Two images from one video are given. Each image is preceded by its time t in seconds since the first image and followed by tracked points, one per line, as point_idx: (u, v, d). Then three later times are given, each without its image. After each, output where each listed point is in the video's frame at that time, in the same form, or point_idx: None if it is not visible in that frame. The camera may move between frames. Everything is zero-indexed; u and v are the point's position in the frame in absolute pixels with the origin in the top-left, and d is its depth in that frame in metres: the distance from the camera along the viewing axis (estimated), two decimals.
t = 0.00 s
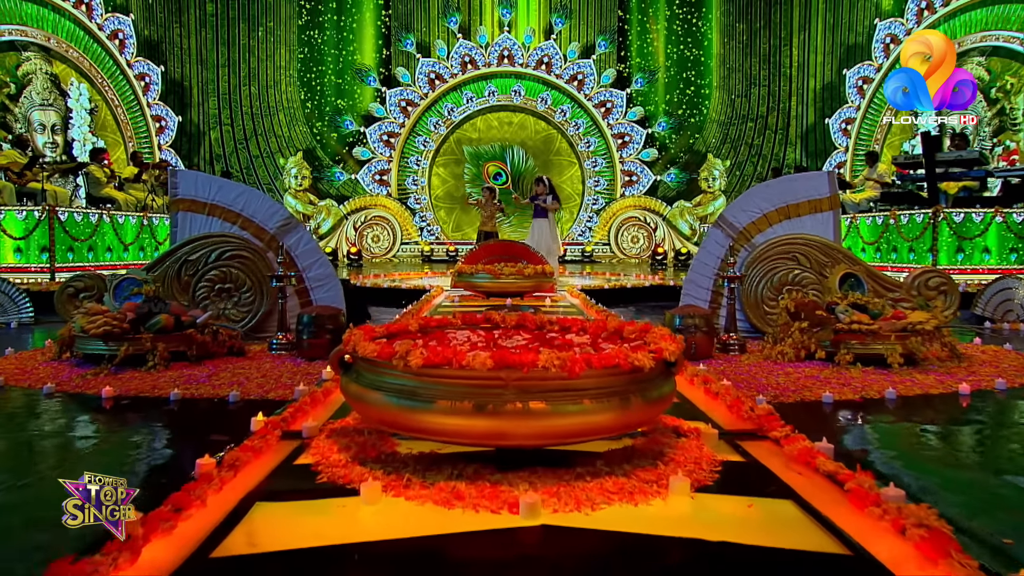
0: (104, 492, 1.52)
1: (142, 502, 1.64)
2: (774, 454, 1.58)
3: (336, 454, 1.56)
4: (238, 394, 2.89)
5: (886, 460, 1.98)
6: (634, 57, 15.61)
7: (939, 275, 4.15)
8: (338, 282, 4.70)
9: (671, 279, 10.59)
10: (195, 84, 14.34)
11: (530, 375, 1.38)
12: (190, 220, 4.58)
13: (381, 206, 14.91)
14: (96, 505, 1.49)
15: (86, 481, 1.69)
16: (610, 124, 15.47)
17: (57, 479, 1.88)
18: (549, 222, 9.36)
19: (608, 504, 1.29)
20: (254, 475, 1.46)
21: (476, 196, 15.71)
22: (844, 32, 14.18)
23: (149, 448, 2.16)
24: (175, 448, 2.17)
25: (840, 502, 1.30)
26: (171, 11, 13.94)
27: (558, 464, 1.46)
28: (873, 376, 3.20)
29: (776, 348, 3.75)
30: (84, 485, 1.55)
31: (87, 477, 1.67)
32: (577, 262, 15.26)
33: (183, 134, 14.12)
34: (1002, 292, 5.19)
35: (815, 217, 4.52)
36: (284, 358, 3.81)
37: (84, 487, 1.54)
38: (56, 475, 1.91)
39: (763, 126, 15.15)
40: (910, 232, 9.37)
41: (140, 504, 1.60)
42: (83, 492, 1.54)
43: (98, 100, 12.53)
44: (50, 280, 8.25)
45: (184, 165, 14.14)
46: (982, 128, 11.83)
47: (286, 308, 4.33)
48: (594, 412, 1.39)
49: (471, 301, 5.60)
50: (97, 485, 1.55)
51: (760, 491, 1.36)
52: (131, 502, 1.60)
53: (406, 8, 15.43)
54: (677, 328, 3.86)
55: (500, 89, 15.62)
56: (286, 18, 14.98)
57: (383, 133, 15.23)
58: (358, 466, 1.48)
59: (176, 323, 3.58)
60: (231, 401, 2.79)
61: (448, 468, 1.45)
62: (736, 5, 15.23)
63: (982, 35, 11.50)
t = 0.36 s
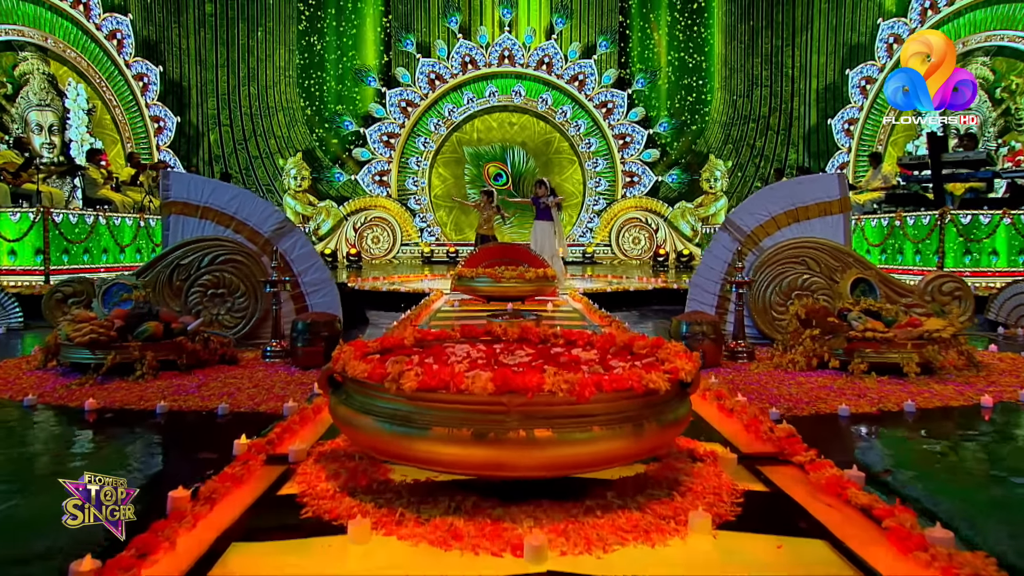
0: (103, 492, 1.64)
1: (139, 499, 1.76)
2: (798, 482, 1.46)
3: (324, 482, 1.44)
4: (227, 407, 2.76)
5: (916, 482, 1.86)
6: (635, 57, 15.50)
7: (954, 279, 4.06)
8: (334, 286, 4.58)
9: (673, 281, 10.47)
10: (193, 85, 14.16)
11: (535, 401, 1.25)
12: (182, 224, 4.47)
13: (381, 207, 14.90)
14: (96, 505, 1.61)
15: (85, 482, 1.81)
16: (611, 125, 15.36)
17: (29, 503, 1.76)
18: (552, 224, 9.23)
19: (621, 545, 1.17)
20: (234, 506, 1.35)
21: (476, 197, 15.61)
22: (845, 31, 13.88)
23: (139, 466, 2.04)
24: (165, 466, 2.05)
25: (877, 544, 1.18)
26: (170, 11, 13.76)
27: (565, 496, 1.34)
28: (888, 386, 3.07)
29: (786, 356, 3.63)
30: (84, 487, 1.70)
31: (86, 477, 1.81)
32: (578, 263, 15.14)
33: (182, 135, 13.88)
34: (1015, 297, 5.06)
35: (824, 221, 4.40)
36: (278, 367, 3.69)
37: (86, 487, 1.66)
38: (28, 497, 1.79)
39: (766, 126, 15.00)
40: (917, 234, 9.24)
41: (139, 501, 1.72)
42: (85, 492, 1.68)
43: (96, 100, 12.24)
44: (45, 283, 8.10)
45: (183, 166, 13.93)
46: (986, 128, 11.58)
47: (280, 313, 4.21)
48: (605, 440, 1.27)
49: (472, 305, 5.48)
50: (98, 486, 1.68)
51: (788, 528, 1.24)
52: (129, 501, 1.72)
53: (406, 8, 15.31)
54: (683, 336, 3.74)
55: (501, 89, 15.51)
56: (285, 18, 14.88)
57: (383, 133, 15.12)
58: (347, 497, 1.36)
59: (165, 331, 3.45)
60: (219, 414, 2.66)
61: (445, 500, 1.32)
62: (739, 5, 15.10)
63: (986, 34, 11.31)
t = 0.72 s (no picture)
0: (104, 493, 1.77)
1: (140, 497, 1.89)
2: (826, 516, 1.35)
3: (310, 517, 1.33)
4: (215, 421, 2.63)
5: (944, 507, 1.75)
6: (635, 58, 15.39)
7: (968, 285, 3.95)
8: (330, 292, 4.46)
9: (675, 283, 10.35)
10: (191, 86, 14.01)
11: (540, 433, 1.13)
12: (174, 228, 4.35)
13: (380, 208, 14.73)
14: (97, 503, 1.74)
15: (86, 484, 1.92)
16: (612, 126, 15.25)
17: None
18: (550, 226, 9.10)
19: None
20: (211, 545, 1.24)
21: (476, 198, 15.50)
22: (844, 31, 13.65)
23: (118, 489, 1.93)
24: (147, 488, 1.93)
25: None
26: (168, 11, 13.58)
27: (574, 535, 1.23)
28: (905, 398, 2.95)
29: (796, 366, 3.52)
30: (84, 487, 1.84)
31: (87, 477, 1.94)
32: (578, 265, 15.00)
33: (180, 135, 13.75)
34: None
35: (834, 225, 4.27)
36: (271, 377, 3.57)
37: (89, 487, 1.80)
38: None
39: (767, 127, 14.88)
40: (922, 237, 9.10)
41: (139, 501, 1.83)
42: (86, 492, 1.80)
43: (94, 101, 12.12)
44: (37, 287, 7.95)
45: (181, 167, 13.79)
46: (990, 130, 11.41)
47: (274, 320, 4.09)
48: (617, 475, 1.15)
49: (471, 310, 5.37)
50: (98, 486, 1.81)
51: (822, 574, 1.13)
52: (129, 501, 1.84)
53: (405, 8, 15.19)
54: (690, 344, 3.61)
55: (501, 90, 15.40)
56: (284, 18, 14.76)
57: (383, 134, 15.02)
58: (335, 536, 1.24)
59: (154, 340, 3.33)
60: (207, 429, 2.54)
61: (441, 539, 1.21)
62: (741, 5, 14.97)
63: (990, 34, 11.13)
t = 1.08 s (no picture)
0: (103, 493, 1.85)
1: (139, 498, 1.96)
2: (858, 558, 1.23)
3: (291, 560, 1.21)
4: (201, 438, 2.51)
5: (976, 536, 1.63)
6: (635, 58, 15.27)
7: (981, 291, 3.83)
8: (324, 298, 4.34)
9: (676, 285, 10.24)
10: (188, 86, 13.83)
11: (543, 475, 1.01)
12: (163, 232, 4.20)
13: (379, 210, 14.56)
14: (96, 503, 1.81)
15: (87, 484, 2.01)
16: (612, 127, 15.15)
17: None
18: (547, 229, 8.98)
19: None
20: None
21: (475, 200, 15.38)
22: (845, 33, 13.55)
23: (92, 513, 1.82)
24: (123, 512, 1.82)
25: None
26: (166, 11, 13.42)
27: None
28: (921, 412, 2.83)
29: (805, 377, 3.40)
30: (85, 487, 1.93)
31: (87, 478, 2.03)
32: (578, 267, 14.85)
33: (178, 136, 13.59)
34: None
35: (843, 229, 4.15)
36: (263, 389, 3.46)
37: (89, 486, 1.88)
38: None
39: (767, 128, 14.77)
40: (927, 239, 8.99)
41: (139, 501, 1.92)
42: (86, 492, 1.89)
43: (90, 102, 11.99)
44: (29, 290, 7.83)
45: (179, 169, 13.65)
46: (994, 130, 11.24)
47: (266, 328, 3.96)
48: (630, 521, 1.03)
49: (470, 316, 5.26)
50: (98, 488, 1.90)
51: None
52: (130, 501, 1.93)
53: (405, 9, 15.08)
54: (696, 353, 3.48)
55: (501, 91, 15.30)
56: (282, 18, 14.64)
57: (382, 135, 14.92)
58: None
59: (140, 350, 3.21)
60: (192, 446, 2.41)
61: None
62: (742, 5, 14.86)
63: (993, 35, 10.98)
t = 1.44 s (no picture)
0: (103, 493, 1.94)
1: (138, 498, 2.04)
2: None
3: None
4: (183, 456, 2.38)
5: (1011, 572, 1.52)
6: (634, 59, 15.14)
7: (994, 298, 3.73)
8: (318, 304, 4.21)
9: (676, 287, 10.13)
10: (185, 87, 13.66)
11: (546, 527, 0.92)
12: (151, 237, 4.08)
13: (377, 211, 14.45)
14: (97, 502, 1.91)
15: (87, 484, 2.11)
16: (610, 128, 15.03)
17: None
18: (545, 231, 8.86)
19: None
20: None
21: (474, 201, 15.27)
22: (846, 35, 13.44)
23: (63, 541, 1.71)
24: (96, 539, 1.71)
25: None
26: (162, 10, 13.20)
27: None
28: (937, 426, 2.72)
29: (815, 389, 3.29)
30: (85, 488, 2.05)
31: (88, 478, 2.13)
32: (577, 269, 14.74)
33: (173, 137, 13.42)
34: None
35: (850, 234, 4.04)
36: (252, 400, 3.33)
37: (89, 487, 1.99)
38: None
39: (766, 129, 14.67)
40: (929, 242, 8.89)
41: (138, 501, 2.00)
42: (85, 492, 2.00)
43: (85, 102, 11.83)
44: (20, 293, 7.70)
45: (176, 170, 13.47)
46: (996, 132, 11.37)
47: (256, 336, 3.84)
48: None
49: (467, 322, 5.14)
50: (98, 488, 2.01)
51: None
52: (129, 500, 2.02)
53: (402, 9, 14.93)
54: (700, 363, 3.37)
55: (499, 91, 15.19)
56: (278, 18, 14.50)
57: (379, 136, 14.80)
58: None
59: (124, 360, 3.09)
60: (173, 465, 2.29)
61: None
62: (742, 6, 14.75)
63: (995, 35, 11.01)
